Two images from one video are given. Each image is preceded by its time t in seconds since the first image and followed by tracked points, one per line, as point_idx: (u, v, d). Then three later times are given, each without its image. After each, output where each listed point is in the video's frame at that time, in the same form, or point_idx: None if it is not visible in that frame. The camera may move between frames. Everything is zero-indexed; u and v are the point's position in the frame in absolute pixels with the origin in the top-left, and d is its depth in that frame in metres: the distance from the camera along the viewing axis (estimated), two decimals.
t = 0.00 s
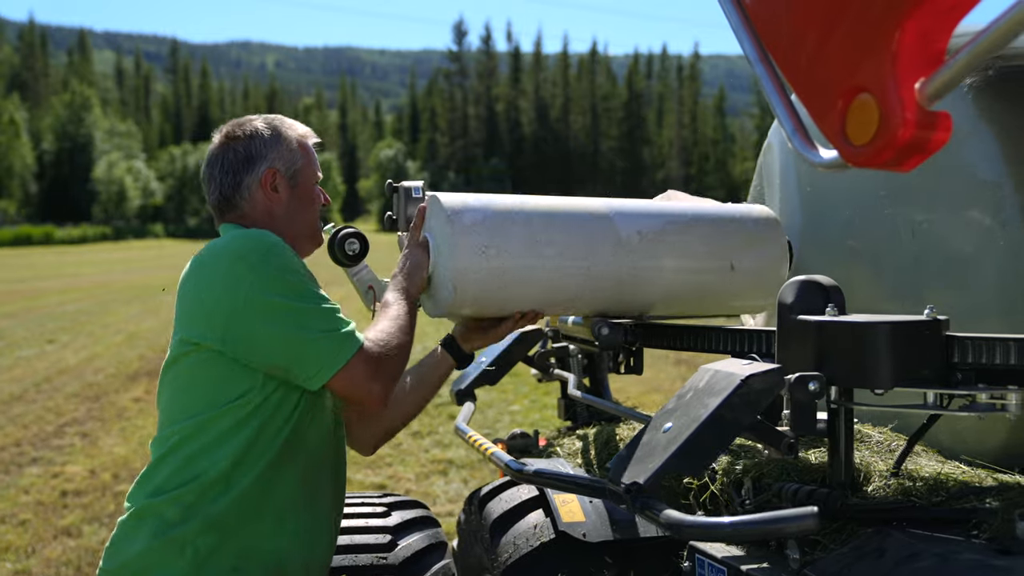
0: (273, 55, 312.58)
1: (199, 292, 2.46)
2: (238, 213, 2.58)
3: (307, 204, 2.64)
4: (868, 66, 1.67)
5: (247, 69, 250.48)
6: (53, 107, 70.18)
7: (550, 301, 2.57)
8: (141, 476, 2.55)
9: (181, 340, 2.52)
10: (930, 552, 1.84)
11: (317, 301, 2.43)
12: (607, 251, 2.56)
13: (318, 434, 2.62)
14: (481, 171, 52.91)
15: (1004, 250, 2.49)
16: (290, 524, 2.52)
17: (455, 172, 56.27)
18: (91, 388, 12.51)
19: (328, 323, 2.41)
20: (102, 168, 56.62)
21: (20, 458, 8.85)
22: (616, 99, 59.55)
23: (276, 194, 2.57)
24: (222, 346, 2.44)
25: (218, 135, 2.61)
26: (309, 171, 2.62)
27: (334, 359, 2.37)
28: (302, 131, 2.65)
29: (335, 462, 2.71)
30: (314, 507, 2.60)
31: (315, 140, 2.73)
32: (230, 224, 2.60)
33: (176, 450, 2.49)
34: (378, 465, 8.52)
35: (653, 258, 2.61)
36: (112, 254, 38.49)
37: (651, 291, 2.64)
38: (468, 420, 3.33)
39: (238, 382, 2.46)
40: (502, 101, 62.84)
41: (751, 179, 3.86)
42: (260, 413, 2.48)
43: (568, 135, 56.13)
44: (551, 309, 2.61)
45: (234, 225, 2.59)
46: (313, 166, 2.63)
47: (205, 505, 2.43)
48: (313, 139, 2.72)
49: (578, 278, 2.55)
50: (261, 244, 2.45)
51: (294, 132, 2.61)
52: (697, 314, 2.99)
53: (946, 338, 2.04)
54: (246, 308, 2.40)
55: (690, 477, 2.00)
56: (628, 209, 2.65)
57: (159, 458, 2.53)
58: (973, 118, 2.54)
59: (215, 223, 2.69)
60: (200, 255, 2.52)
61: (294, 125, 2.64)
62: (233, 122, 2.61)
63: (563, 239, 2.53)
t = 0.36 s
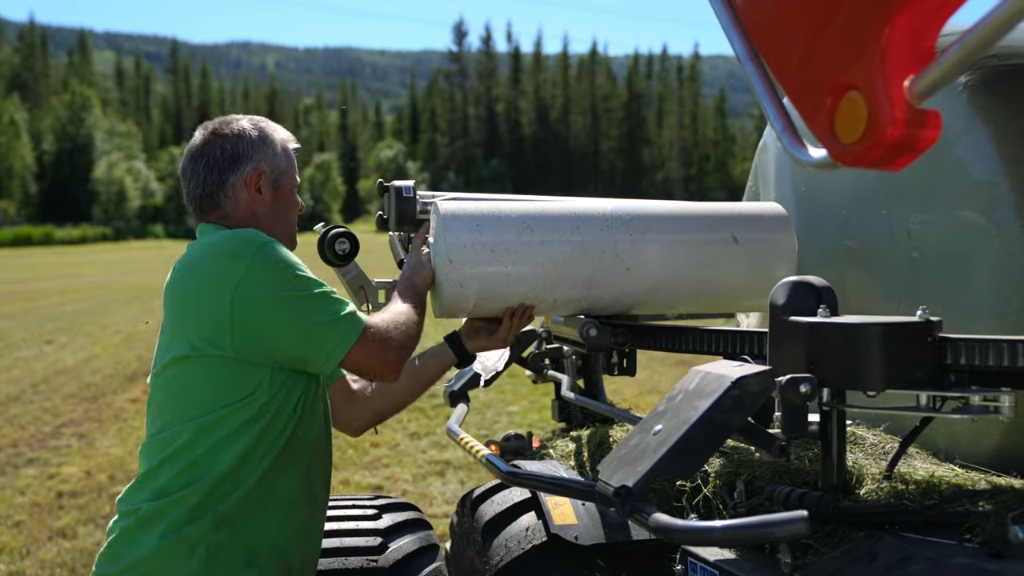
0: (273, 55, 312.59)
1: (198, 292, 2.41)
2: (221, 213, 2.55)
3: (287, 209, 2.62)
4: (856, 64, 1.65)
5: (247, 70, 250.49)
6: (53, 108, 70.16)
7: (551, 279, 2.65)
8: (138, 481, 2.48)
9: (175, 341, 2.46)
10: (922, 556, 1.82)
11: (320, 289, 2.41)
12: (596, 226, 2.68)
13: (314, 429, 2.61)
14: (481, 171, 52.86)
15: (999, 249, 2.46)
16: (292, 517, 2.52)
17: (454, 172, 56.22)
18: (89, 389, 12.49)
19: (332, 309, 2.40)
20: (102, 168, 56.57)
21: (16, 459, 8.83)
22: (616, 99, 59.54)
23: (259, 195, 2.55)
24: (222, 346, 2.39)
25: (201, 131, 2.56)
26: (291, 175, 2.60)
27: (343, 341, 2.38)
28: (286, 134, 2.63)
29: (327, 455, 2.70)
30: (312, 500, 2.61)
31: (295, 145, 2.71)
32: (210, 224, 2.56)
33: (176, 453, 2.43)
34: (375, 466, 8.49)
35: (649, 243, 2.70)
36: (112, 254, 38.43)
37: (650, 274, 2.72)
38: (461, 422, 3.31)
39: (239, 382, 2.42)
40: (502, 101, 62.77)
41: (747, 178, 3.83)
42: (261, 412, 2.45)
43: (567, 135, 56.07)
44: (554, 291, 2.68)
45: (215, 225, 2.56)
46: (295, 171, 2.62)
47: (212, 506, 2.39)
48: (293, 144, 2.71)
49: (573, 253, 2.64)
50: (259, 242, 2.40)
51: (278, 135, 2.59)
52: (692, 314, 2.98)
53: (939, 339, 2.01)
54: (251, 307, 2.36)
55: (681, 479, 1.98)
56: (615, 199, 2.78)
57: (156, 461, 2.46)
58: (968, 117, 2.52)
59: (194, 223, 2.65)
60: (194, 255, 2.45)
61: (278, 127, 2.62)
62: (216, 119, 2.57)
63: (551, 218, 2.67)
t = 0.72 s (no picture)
0: (274, 55, 312.67)
1: (173, 312, 2.23)
2: (169, 211, 2.40)
3: (236, 203, 2.48)
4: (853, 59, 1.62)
5: (248, 70, 250.58)
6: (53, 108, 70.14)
7: (546, 278, 2.62)
8: (105, 510, 2.29)
9: (143, 361, 2.26)
10: (920, 560, 1.79)
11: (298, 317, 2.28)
12: (591, 227, 2.65)
13: (281, 439, 2.52)
14: (482, 172, 52.82)
15: (998, 249, 2.43)
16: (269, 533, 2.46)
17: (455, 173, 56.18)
18: (88, 390, 12.46)
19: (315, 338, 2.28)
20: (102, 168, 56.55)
21: (14, 460, 8.80)
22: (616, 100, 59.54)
23: (208, 193, 2.40)
24: (200, 372, 2.24)
25: (146, 121, 2.38)
26: (241, 169, 2.46)
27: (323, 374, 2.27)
28: (236, 123, 2.48)
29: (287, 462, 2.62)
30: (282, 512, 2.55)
31: (246, 132, 2.56)
32: (156, 222, 2.41)
33: (153, 482, 2.26)
34: (374, 467, 8.47)
35: (646, 243, 2.68)
36: (112, 255, 38.41)
37: (646, 274, 2.69)
38: (456, 423, 3.28)
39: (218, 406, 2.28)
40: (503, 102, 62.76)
41: (746, 176, 3.80)
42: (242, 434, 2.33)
43: (568, 136, 56.03)
44: (550, 289, 2.65)
45: (162, 224, 2.41)
46: (246, 164, 2.47)
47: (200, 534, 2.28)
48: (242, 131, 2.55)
49: (568, 252, 2.62)
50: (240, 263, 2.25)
51: (229, 126, 2.44)
52: (691, 314, 2.95)
53: (938, 339, 1.99)
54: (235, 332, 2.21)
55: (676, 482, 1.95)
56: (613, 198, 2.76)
57: (128, 490, 2.28)
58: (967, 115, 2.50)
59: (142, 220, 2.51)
60: (165, 270, 2.27)
61: (227, 116, 2.46)
62: (163, 107, 2.39)
63: (547, 218, 2.64)
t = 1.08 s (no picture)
0: (275, 56, 312.75)
1: (174, 324, 2.19)
2: (147, 213, 2.35)
3: (221, 203, 2.43)
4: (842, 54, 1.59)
5: (249, 71, 250.57)
6: (54, 109, 70.14)
7: (538, 278, 2.59)
8: (93, 521, 2.23)
9: (136, 371, 2.21)
10: (915, 564, 1.75)
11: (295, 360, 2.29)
12: (584, 227, 2.62)
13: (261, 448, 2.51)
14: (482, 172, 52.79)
15: (996, 248, 2.40)
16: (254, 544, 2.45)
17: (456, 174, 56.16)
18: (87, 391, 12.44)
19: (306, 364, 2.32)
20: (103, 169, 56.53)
21: (11, 461, 8.78)
22: (617, 100, 59.51)
23: (187, 196, 2.35)
24: (203, 389, 2.21)
25: (126, 120, 2.34)
26: (224, 168, 2.40)
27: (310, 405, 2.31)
28: (219, 121, 2.41)
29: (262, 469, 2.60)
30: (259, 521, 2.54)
31: (234, 127, 2.49)
32: (135, 225, 2.38)
33: (148, 493, 2.22)
34: (372, 468, 8.43)
35: (638, 245, 2.65)
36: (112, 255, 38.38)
37: (639, 275, 2.67)
38: (450, 425, 3.26)
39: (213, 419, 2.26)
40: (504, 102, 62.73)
41: (742, 176, 3.77)
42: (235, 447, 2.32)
43: (568, 136, 56.02)
44: (542, 289, 2.62)
45: (139, 227, 2.37)
46: (228, 163, 2.41)
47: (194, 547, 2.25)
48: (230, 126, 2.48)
49: (560, 252, 2.59)
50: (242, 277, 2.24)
51: (210, 125, 2.37)
52: (685, 314, 2.92)
53: (934, 340, 1.95)
54: (246, 351, 2.21)
55: (666, 483, 1.92)
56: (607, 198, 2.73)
57: (120, 500, 2.23)
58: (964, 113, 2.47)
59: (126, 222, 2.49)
60: (168, 280, 2.23)
61: (210, 114, 2.40)
62: (142, 106, 2.35)
63: (539, 218, 2.61)
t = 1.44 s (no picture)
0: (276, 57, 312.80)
1: (262, 344, 2.26)
2: (220, 225, 2.40)
3: (291, 212, 2.48)
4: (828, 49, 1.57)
5: (250, 71, 250.63)
6: (55, 109, 70.12)
7: (529, 278, 2.58)
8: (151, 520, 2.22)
9: (217, 378, 2.25)
10: (905, 567, 1.74)
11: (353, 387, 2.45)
12: (576, 225, 2.60)
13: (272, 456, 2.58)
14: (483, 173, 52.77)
15: (989, 247, 2.38)
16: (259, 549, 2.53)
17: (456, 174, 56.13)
18: (85, 391, 12.42)
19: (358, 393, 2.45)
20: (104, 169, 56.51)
21: (8, 462, 8.76)
22: (617, 100, 59.49)
23: (260, 210, 2.41)
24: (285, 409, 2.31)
25: (199, 133, 2.35)
26: (292, 181, 2.44)
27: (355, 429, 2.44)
28: (288, 131, 2.43)
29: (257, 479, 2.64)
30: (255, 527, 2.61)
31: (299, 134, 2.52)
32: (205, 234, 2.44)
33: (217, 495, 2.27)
34: (369, 468, 8.41)
35: (631, 244, 2.63)
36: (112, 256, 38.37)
37: (631, 274, 2.64)
38: (442, 425, 3.24)
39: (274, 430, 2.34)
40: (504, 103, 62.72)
41: (737, 176, 3.75)
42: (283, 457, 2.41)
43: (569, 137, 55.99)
44: (533, 288, 2.60)
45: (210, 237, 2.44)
46: (295, 175, 2.45)
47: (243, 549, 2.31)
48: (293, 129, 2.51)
49: (551, 250, 2.57)
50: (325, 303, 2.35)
51: (281, 138, 2.40)
52: (679, 313, 2.90)
53: (924, 339, 1.93)
54: (327, 379, 2.33)
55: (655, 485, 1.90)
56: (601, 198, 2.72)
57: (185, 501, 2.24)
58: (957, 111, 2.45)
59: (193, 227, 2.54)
60: (260, 300, 2.28)
61: (281, 125, 2.42)
62: (217, 120, 2.36)
63: (531, 217, 2.59)
